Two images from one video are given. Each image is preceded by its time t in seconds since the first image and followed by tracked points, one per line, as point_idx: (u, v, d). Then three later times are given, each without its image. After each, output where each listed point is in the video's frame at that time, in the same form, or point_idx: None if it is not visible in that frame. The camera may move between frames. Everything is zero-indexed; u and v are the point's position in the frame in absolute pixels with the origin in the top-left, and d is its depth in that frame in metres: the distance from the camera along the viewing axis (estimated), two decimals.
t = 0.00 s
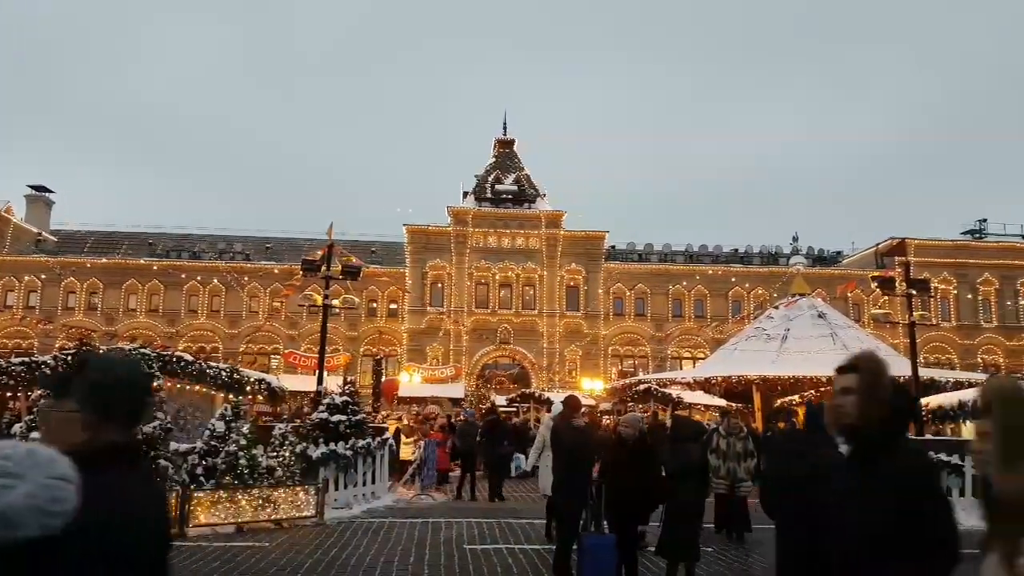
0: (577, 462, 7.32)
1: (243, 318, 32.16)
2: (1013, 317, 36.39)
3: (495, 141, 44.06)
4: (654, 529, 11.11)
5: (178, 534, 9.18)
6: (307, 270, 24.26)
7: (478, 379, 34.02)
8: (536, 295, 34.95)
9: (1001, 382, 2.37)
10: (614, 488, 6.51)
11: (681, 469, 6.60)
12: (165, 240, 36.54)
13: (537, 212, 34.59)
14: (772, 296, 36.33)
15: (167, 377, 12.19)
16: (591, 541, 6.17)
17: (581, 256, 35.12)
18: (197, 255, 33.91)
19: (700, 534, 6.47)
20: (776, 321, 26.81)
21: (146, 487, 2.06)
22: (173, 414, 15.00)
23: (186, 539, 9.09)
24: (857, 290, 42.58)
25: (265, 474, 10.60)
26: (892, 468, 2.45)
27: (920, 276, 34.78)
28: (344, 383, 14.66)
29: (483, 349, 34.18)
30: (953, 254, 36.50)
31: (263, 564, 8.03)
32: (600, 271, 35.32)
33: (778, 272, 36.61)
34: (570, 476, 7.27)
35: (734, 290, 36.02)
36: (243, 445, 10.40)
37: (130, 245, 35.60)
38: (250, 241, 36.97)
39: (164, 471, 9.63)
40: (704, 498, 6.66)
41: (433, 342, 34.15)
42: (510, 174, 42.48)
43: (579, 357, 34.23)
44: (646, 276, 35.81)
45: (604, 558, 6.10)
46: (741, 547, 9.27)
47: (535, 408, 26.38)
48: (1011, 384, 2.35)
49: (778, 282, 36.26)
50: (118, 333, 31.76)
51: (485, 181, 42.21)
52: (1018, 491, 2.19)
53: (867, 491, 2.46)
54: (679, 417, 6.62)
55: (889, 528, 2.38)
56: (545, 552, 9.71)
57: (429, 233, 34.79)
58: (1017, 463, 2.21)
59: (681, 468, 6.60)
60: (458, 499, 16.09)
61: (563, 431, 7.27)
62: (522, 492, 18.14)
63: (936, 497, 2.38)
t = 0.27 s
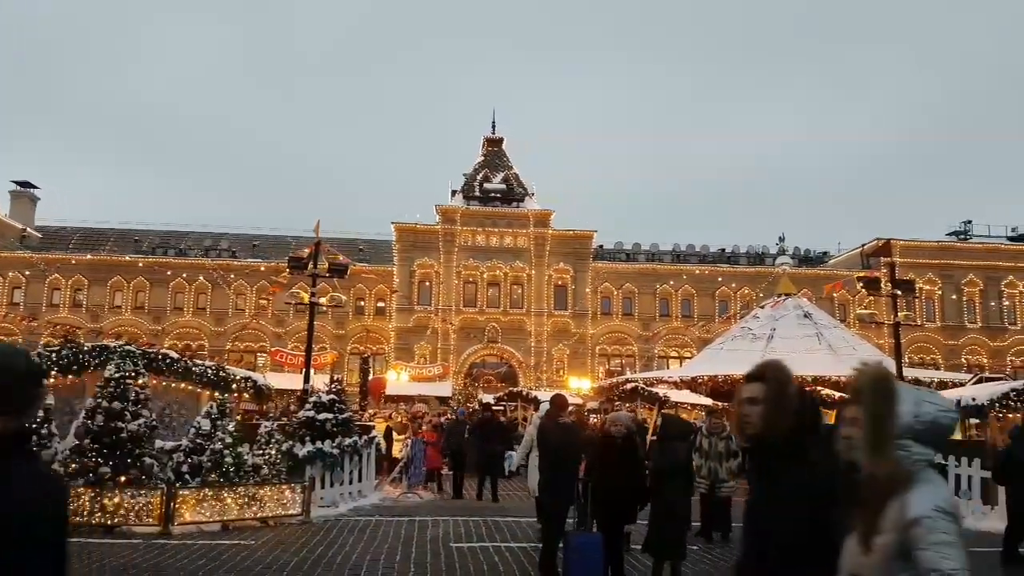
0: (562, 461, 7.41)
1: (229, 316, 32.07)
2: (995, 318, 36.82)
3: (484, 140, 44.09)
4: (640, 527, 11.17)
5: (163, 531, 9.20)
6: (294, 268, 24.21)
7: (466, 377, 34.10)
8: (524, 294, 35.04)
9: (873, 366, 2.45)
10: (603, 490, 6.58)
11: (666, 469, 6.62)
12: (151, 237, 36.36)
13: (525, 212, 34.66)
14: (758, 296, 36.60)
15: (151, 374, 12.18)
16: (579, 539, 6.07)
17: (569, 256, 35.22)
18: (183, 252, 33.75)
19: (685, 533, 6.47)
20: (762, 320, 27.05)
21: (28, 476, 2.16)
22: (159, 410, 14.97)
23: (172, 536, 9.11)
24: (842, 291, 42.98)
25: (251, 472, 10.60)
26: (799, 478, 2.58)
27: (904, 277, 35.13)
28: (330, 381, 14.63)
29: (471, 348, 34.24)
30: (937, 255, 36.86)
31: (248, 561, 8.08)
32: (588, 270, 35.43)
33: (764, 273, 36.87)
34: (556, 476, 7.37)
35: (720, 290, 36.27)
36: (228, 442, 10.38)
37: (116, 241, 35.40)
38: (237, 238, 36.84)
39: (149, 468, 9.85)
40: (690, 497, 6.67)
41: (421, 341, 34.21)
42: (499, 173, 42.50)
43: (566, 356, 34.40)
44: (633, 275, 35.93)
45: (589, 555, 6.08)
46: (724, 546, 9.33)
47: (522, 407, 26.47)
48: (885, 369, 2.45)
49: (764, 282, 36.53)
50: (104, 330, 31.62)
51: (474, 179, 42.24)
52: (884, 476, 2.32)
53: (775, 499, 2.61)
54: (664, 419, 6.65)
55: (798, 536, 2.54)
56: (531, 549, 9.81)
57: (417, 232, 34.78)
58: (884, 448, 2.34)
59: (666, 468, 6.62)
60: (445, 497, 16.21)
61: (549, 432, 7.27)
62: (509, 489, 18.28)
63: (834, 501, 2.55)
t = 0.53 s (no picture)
0: (550, 461, 7.36)
1: (213, 315, 31.83)
2: (977, 320, 37.22)
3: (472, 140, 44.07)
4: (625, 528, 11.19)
5: (146, 533, 9.08)
6: (280, 267, 24.06)
7: (453, 377, 34.04)
8: (512, 294, 35.05)
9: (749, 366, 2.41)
10: (593, 491, 6.49)
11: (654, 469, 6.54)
12: (134, 235, 36.02)
13: (512, 212, 34.67)
14: (743, 297, 36.81)
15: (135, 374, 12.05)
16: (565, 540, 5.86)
17: (556, 256, 35.26)
18: (167, 251, 33.47)
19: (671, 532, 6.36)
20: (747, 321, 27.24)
21: None
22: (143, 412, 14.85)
23: (154, 538, 8.99)
24: (826, 292, 43.33)
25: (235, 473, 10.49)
26: (693, 463, 2.84)
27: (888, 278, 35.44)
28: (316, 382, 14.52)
29: (458, 348, 34.21)
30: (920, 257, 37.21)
31: (232, 563, 8.02)
32: (575, 271, 35.48)
33: (750, 274, 37.07)
34: (545, 476, 7.33)
35: (706, 291, 36.43)
36: (213, 444, 10.27)
37: (99, 239, 35.04)
38: (222, 237, 36.58)
39: (132, 469, 9.76)
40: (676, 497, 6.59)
41: (408, 341, 34.13)
42: (487, 172, 42.47)
43: (553, 356, 34.44)
44: (621, 276, 36.02)
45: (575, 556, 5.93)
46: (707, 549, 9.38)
47: (509, 407, 26.47)
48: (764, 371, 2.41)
49: (750, 284, 36.74)
50: (86, 330, 31.30)
51: (462, 179, 42.19)
52: (763, 482, 2.22)
53: (673, 484, 2.86)
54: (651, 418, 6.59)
55: (690, 516, 2.79)
56: (516, 550, 9.80)
57: (404, 231, 34.68)
58: (766, 452, 2.25)
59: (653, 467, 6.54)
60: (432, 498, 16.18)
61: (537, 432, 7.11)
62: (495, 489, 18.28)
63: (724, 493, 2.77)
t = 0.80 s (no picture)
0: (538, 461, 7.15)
1: (194, 317, 31.46)
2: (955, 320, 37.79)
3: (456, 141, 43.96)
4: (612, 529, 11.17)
5: (126, 539, 8.89)
6: (263, 269, 23.84)
7: (438, 379, 33.93)
8: (497, 296, 35.05)
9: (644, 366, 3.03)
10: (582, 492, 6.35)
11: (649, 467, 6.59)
12: (113, 237, 35.53)
13: (497, 213, 34.62)
14: (726, 298, 37.00)
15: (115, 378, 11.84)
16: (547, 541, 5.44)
17: (541, 257, 35.27)
18: (148, 253, 33.05)
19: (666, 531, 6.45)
20: (730, 322, 27.48)
21: None
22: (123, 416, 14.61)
23: (134, 544, 8.82)
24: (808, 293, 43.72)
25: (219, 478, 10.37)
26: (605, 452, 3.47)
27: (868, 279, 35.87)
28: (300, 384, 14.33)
29: (443, 350, 34.08)
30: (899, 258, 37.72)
31: (215, 568, 7.94)
32: (560, 272, 35.51)
33: (732, 275, 37.26)
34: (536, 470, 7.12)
35: (690, 292, 36.58)
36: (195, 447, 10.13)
37: (77, 241, 34.52)
38: (203, 238, 36.17)
39: (112, 474, 9.47)
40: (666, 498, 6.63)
41: (393, 342, 33.98)
42: (471, 173, 42.38)
43: (538, 357, 34.45)
44: (605, 277, 36.06)
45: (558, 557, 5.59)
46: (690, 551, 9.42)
47: (495, 409, 26.43)
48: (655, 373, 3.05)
49: (732, 284, 36.94)
50: (64, 332, 30.80)
51: (446, 180, 42.07)
52: (639, 475, 2.92)
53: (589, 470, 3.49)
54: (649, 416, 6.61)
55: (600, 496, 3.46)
56: (503, 552, 9.83)
57: (388, 232, 34.52)
58: (645, 444, 2.94)
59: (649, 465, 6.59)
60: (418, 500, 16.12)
61: (526, 429, 6.48)
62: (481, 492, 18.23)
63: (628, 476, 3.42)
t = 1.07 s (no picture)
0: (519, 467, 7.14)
1: (168, 324, 30.98)
2: (928, 322, 38.42)
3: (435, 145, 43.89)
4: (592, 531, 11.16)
5: (100, 551, 8.77)
6: (240, 274, 23.56)
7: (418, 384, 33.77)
8: (476, 300, 34.99)
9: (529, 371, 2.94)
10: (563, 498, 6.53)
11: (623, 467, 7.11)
12: (86, 242, 34.93)
13: (477, 217, 34.59)
14: (704, 301, 37.25)
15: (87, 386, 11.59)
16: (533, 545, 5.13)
17: (521, 261, 35.29)
18: (122, 259, 32.53)
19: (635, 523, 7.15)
20: (707, 325, 27.77)
21: None
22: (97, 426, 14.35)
23: (109, 556, 8.67)
24: (784, 296, 44.23)
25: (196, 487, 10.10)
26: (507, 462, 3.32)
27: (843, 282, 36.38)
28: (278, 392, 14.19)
29: (423, 355, 33.91)
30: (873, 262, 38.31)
31: None
32: (540, 276, 35.54)
33: (710, 279, 37.53)
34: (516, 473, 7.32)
35: (668, 296, 36.78)
36: (170, 457, 9.92)
37: (48, 247, 33.89)
38: (178, 244, 35.69)
39: (85, 485, 9.32)
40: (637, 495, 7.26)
41: (372, 348, 33.78)
42: (450, 178, 42.32)
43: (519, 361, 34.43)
44: (585, 281, 36.17)
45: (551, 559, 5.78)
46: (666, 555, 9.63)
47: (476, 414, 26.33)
48: (539, 377, 2.93)
49: (710, 288, 37.20)
50: (35, 340, 30.20)
51: (425, 184, 41.97)
52: (507, 478, 2.78)
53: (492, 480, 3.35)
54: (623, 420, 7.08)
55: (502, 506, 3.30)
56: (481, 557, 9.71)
57: (367, 237, 34.33)
58: (509, 449, 2.80)
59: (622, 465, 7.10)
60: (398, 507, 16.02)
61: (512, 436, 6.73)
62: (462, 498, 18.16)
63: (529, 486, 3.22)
